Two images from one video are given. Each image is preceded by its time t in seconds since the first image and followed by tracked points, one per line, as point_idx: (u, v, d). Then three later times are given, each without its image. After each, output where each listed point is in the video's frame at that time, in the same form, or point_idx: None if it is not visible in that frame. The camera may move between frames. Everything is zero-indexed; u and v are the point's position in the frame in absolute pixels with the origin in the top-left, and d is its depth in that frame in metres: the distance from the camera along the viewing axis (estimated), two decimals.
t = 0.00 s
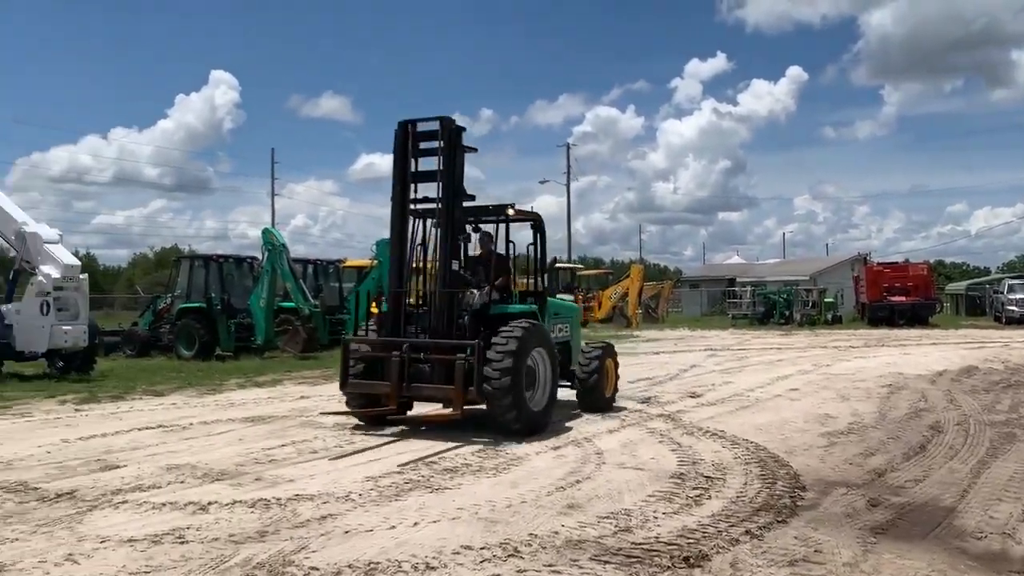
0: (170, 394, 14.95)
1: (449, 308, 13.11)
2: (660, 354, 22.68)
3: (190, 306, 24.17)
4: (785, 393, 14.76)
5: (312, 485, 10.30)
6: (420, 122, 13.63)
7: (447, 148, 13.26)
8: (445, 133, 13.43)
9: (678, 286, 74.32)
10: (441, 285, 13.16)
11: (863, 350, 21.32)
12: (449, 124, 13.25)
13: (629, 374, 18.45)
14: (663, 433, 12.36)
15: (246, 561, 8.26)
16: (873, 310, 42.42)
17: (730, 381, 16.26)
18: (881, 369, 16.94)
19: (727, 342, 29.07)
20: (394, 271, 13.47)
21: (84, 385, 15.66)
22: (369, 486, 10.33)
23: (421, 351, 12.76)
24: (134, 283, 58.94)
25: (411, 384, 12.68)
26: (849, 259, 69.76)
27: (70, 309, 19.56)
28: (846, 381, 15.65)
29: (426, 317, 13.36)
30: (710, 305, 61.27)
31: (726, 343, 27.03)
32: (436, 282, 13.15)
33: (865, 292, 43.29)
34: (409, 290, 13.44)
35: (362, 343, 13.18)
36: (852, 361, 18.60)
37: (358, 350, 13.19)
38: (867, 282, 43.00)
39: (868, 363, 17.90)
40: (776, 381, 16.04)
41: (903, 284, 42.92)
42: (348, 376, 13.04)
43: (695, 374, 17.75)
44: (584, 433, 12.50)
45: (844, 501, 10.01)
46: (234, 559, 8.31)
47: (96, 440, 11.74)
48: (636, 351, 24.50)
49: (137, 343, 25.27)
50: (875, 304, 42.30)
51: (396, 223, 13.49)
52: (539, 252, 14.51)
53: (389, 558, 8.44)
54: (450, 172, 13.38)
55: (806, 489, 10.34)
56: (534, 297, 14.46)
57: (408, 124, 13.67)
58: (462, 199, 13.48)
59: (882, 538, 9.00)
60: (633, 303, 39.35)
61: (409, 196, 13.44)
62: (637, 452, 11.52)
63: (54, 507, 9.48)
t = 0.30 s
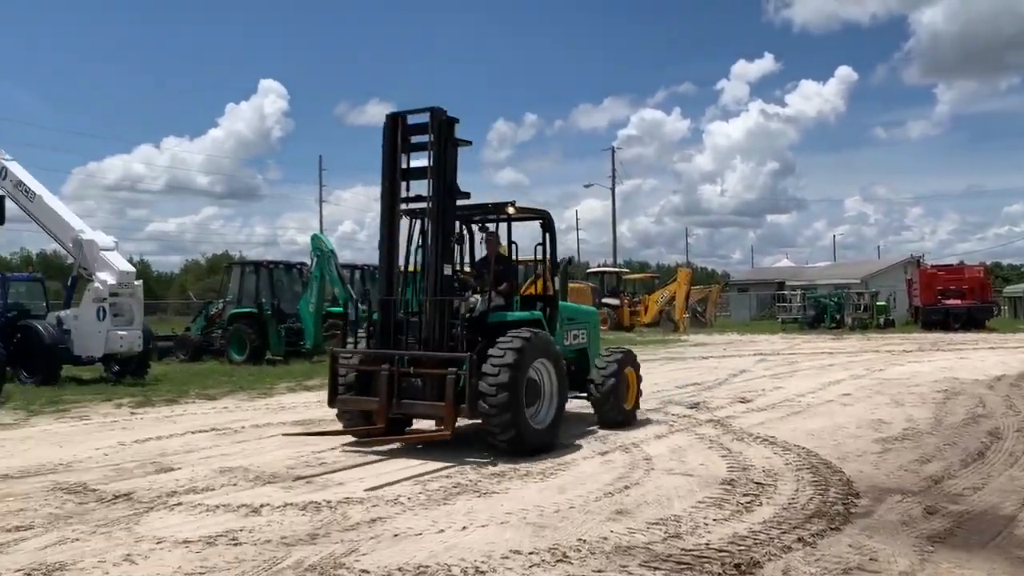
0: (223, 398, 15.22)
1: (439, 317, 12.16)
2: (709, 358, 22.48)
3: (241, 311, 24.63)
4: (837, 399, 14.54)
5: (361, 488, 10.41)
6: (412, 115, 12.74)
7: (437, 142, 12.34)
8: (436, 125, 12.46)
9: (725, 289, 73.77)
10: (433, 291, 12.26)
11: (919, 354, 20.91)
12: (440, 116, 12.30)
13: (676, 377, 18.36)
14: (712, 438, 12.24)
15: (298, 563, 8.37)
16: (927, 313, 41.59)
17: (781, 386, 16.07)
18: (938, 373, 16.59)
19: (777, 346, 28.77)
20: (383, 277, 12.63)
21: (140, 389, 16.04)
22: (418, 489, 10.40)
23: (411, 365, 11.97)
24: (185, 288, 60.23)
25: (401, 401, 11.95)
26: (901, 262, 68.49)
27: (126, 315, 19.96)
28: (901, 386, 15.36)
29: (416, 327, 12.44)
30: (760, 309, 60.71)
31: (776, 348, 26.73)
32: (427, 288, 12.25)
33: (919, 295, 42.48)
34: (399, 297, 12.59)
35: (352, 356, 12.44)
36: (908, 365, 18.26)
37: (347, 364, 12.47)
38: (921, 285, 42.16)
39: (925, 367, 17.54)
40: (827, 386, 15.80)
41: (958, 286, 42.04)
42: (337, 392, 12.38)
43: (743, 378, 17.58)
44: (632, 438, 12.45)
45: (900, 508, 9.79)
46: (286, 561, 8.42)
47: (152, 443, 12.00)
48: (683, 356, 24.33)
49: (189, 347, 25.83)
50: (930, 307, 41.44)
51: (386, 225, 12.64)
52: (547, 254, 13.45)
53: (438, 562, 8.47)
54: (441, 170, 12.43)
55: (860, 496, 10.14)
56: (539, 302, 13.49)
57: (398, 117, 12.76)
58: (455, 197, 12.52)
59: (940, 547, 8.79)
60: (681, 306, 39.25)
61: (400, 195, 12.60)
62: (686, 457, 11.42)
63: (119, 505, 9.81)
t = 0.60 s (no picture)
0: (276, 399, 15.46)
1: (422, 319, 11.13)
2: (763, 361, 22.20)
3: (293, 313, 25.01)
4: (895, 402, 14.23)
5: (412, 490, 10.50)
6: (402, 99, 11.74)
7: (426, 129, 11.33)
8: (426, 110, 11.42)
9: (776, 290, 72.75)
10: (416, 290, 11.21)
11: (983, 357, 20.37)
12: (429, 99, 11.27)
13: (728, 379, 18.15)
14: (765, 442, 12.07)
15: (350, 563, 8.43)
16: (989, 315, 40.46)
17: (837, 389, 15.78)
18: (1003, 377, 16.12)
19: (832, 349, 28.25)
20: (370, 275, 11.77)
21: (196, 390, 16.38)
22: (468, 492, 10.46)
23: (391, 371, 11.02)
24: (239, 291, 61.42)
25: (381, 411, 11.04)
26: (958, 262, 66.79)
27: (181, 317, 20.42)
28: (963, 390, 14.97)
29: (398, 330, 11.44)
30: (814, 311, 59.79)
31: (831, 350, 26.25)
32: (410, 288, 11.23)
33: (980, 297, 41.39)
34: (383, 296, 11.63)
35: (333, 361, 11.58)
36: (971, 367, 17.78)
37: (327, 370, 11.59)
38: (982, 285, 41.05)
39: (989, 370, 17.05)
40: (886, 389, 15.47)
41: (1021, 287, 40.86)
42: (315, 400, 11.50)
43: (797, 381, 17.30)
44: (683, 442, 12.33)
45: (962, 516, 9.52)
46: (339, 561, 8.48)
47: (207, 443, 12.22)
48: (735, 358, 24.04)
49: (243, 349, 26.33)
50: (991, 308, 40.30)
51: (374, 219, 11.79)
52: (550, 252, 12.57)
53: (490, 564, 8.47)
54: (430, 160, 11.36)
55: (920, 502, 9.89)
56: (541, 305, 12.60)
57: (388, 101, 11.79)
58: (446, 189, 11.45)
59: (1006, 556, 8.52)
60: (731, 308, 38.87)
61: (389, 187, 11.69)
62: (739, 462, 11.27)
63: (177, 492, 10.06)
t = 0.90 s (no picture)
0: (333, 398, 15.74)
1: (394, 328, 10.05)
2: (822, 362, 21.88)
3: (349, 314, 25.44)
4: (961, 404, 13.91)
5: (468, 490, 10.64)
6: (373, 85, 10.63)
7: (396, 116, 10.17)
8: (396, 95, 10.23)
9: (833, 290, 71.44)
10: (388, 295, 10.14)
11: None
12: (399, 83, 10.10)
13: (785, 380, 17.94)
14: (824, 444, 11.90)
15: (407, 561, 8.51)
16: None
17: (898, 390, 15.48)
18: None
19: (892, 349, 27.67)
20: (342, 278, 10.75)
21: (256, 389, 16.76)
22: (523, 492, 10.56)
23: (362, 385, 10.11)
24: (294, 292, 62.57)
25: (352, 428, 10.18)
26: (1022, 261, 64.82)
27: (242, 317, 20.76)
28: None
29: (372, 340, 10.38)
30: (873, 311, 58.67)
31: (891, 350, 25.70)
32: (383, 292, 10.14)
33: None
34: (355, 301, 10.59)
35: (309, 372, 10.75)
36: None
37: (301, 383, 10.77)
38: None
39: None
40: (950, 391, 15.13)
41: None
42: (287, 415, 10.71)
43: (856, 382, 17.02)
44: (739, 444, 12.22)
45: None
46: (395, 559, 8.57)
47: (267, 441, 12.48)
48: (792, 359, 23.73)
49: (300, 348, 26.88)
50: None
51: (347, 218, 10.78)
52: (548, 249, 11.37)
53: (545, 564, 8.47)
54: (401, 153, 10.21)
55: (986, 507, 9.63)
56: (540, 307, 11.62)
57: (359, 88, 10.72)
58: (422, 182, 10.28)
59: None
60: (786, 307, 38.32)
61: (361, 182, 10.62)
62: (798, 464, 11.12)
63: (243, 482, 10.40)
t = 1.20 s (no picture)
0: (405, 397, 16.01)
1: (377, 336, 9.15)
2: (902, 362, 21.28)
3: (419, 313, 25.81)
4: None
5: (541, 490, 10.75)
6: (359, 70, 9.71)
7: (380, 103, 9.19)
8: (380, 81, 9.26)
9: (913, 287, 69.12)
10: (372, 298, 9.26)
11: None
12: (381, 67, 9.12)
13: (864, 380, 17.53)
14: (905, 446, 11.59)
15: (480, 559, 8.57)
16: None
17: (985, 391, 14.97)
18: None
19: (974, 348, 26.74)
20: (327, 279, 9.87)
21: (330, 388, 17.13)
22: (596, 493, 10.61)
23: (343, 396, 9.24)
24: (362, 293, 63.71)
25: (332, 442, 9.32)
26: None
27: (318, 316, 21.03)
28: None
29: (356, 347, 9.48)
30: (955, 308, 56.82)
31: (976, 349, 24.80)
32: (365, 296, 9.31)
33: None
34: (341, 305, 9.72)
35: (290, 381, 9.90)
36: None
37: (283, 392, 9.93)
38: None
39: None
40: None
41: None
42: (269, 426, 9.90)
43: (940, 382, 16.51)
44: (815, 445, 12.00)
45: None
46: (469, 557, 8.63)
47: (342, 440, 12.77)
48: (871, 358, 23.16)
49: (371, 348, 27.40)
50: None
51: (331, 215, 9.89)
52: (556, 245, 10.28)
53: (618, 565, 8.44)
54: (385, 143, 9.23)
55: None
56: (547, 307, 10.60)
57: (344, 74, 9.79)
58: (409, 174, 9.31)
59: None
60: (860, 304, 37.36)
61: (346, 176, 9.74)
62: (878, 466, 10.85)
63: (324, 485, 10.62)
